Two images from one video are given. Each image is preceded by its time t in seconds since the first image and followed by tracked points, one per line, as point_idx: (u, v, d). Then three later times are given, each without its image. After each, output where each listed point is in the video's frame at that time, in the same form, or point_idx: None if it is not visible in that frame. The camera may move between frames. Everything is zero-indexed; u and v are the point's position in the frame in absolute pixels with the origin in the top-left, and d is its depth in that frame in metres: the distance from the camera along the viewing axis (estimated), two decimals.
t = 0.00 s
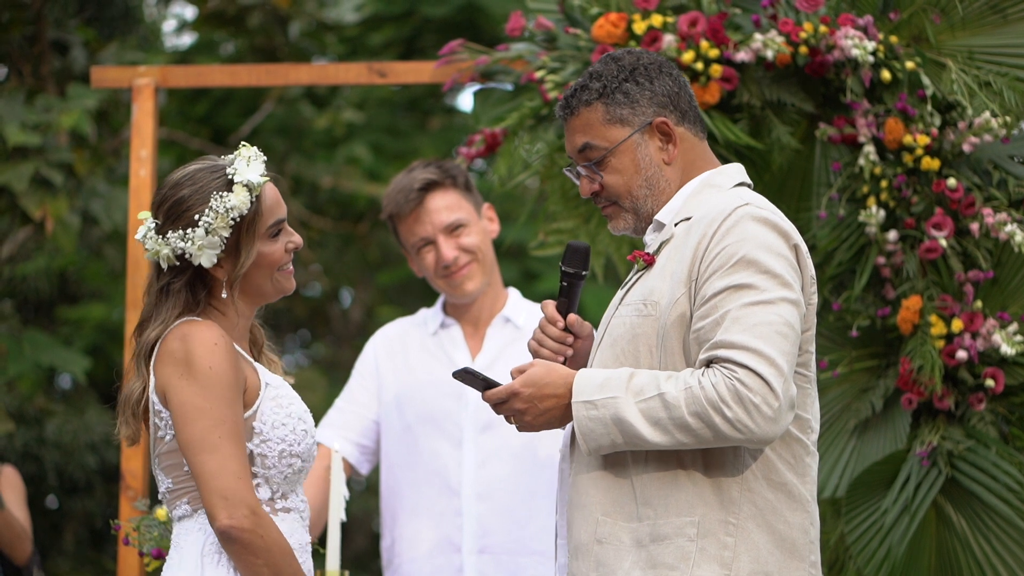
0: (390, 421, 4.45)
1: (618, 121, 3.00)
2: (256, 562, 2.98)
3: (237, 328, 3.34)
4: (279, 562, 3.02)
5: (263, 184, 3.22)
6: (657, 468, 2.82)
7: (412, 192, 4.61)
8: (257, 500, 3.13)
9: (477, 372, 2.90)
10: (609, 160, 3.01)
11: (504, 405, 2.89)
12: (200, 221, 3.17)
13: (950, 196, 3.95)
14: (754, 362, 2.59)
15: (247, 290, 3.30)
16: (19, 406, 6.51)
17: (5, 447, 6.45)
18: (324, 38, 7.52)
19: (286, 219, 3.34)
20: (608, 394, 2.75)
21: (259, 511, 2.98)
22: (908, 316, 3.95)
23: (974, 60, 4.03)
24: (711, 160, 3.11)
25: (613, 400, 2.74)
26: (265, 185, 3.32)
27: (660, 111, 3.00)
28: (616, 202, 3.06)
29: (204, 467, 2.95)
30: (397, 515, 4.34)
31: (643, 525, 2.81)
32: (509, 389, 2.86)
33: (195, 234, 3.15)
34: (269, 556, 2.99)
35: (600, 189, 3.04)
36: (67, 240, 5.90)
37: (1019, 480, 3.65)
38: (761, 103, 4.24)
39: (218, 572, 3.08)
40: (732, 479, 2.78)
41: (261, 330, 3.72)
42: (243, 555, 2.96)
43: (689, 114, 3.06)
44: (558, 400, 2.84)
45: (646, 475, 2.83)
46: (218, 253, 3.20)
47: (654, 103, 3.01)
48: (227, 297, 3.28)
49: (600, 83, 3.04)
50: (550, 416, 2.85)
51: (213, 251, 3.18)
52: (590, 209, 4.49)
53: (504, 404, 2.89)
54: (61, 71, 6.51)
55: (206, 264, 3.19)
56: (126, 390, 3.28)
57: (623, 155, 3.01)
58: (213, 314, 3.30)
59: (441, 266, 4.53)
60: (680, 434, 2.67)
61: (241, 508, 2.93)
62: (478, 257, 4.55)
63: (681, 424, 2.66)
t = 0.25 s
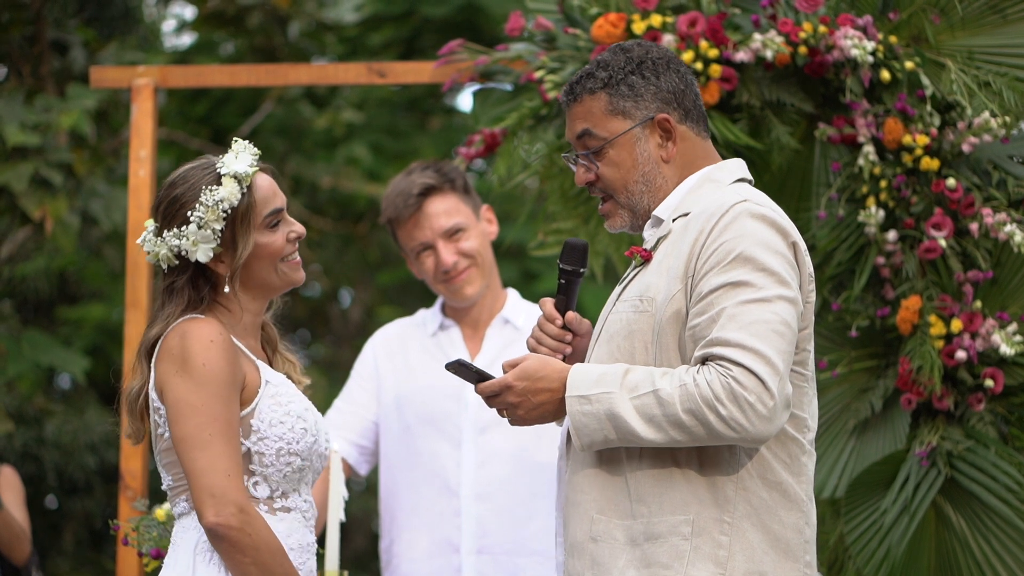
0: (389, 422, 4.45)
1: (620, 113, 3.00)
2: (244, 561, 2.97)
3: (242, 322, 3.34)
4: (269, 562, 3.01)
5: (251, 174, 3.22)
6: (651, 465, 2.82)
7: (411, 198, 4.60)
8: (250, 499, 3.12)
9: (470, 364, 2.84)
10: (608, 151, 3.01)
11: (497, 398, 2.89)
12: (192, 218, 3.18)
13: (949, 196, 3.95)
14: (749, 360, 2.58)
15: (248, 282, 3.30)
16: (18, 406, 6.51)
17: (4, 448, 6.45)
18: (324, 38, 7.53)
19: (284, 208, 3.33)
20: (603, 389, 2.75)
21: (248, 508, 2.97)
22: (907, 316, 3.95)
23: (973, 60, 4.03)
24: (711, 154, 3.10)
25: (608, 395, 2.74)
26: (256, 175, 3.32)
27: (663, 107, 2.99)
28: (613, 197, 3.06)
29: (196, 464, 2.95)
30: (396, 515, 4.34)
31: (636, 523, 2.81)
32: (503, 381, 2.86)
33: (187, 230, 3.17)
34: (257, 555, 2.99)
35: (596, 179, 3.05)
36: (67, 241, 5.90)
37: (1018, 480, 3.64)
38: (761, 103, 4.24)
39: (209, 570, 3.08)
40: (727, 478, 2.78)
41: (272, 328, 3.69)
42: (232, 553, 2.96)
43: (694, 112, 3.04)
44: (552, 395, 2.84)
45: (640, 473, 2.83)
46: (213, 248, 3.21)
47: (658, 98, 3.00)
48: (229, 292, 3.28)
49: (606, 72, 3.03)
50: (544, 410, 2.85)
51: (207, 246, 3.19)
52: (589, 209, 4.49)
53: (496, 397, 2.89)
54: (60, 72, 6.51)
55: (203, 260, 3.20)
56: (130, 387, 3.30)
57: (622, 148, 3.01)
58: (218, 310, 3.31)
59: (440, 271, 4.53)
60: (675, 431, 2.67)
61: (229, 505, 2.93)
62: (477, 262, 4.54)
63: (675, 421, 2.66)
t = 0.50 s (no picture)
0: (388, 421, 4.45)
1: (619, 113, 3.00)
2: (244, 560, 2.98)
3: (244, 319, 3.34)
4: (268, 562, 3.01)
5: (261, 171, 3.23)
6: (649, 463, 2.82)
7: (410, 194, 4.61)
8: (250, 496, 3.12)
9: (465, 354, 2.85)
10: (608, 151, 3.01)
11: (493, 389, 2.88)
12: (199, 211, 3.18)
13: (948, 196, 3.95)
14: (751, 359, 2.59)
15: (251, 280, 3.30)
16: (18, 406, 6.52)
17: (4, 448, 6.45)
18: (324, 38, 7.54)
19: (292, 207, 3.33)
20: (602, 384, 2.75)
21: (248, 507, 2.97)
22: (906, 316, 3.95)
23: (972, 60, 4.03)
24: (711, 152, 3.10)
25: (607, 390, 2.74)
26: (266, 173, 3.33)
27: (662, 105, 3.00)
28: (609, 195, 3.06)
29: (198, 462, 2.95)
30: (394, 515, 4.34)
31: (634, 521, 2.81)
32: (499, 372, 2.86)
33: (195, 224, 3.17)
34: (258, 554, 2.99)
35: (596, 178, 3.05)
36: (66, 240, 5.90)
37: (1017, 480, 3.65)
38: (760, 103, 4.24)
39: (208, 569, 3.09)
40: (725, 477, 2.78)
41: (273, 324, 3.70)
42: (232, 552, 2.96)
43: (693, 109, 3.05)
44: (548, 387, 2.84)
45: (637, 471, 2.83)
46: (219, 243, 3.21)
47: (657, 96, 3.00)
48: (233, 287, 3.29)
49: (605, 72, 3.03)
50: (541, 403, 2.85)
51: (214, 240, 3.19)
52: (589, 209, 4.50)
53: (493, 387, 2.88)
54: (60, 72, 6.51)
55: (209, 254, 3.20)
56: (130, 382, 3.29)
57: (622, 148, 3.00)
58: (221, 306, 3.30)
59: (438, 268, 4.53)
60: (673, 429, 2.67)
61: (230, 504, 2.93)
62: (475, 259, 4.55)
63: (674, 418, 2.66)
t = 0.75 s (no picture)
0: (389, 422, 4.45)
1: (622, 107, 3.00)
2: (246, 566, 2.97)
3: (240, 323, 3.34)
4: (270, 565, 3.02)
5: (262, 177, 3.23)
6: (650, 464, 2.82)
7: (411, 193, 4.61)
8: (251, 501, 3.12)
9: (466, 355, 2.85)
10: (608, 145, 3.01)
11: (493, 390, 2.88)
12: (199, 217, 3.18)
13: (949, 196, 3.95)
14: (754, 358, 2.59)
15: (247, 285, 3.30)
16: (19, 405, 6.52)
17: (5, 447, 6.46)
18: (324, 37, 7.54)
19: (289, 213, 3.34)
20: (604, 384, 2.75)
21: (252, 513, 2.98)
22: (907, 316, 3.95)
23: (973, 60, 4.03)
24: (711, 152, 3.10)
25: (609, 390, 2.74)
26: (266, 177, 3.32)
27: (665, 103, 2.99)
28: (609, 190, 3.07)
29: (199, 468, 2.94)
30: (396, 515, 4.35)
31: (634, 521, 2.81)
32: (500, 374, 2.86)
33: (194, 229, 3.17)
34: (259, 558, 2.99)
35: (594, 173, 3.06)
36: (67, 240, 5.90)
37: (1018, 479, 3.65)
38: (761, 103, 4.24)
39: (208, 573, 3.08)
40: (726, 477, 2.78)
41: (265, 327, 3.73)
42: (235, 558, 2.96)
43: (695, 109, 3.05)
44: (549, 389, 2.84)
45: (638, 471, 2.83)
46: (218, 249, 3.21)
47: (661, 94, 3.00)
48: (230, 292, 3.28)
49: (610, 65, 3.03)
50: (541, 404, 2.85)
51: (212, 246, 3.19)
52: (589, 209, 4.50)
53: (493, 389, 2.88)
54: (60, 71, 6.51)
55: (207, 259, 3.20)
56: (127, 385, 3.29)
57: (622, 142, 3.01)
58: (216, 311, 3.30)
59: (439, 268, 4.53)
60: (676, 429, 2.67)
61: (235, 509, 2.94)
62: (476, 259, 4.55)
63: (677, 418, 2.66)
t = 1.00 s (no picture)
0: (390, 420, 4.45)
1: (616, 114, 3.00)
2: (255, 566, 3.00)
3: (237, 323, 3.34)
4: (279, 565, 3.04)
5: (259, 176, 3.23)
6: (647, 463, 2.82)
7: (413, 194, 4.61)
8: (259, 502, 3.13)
9: (465, 356, 2.86)
10: (608, 153, 3.01)
11: (491, 390, 2.88)
12: (198, 217, 3.17)
13: (950, 196, 3.95)
14: (745, 357, 2.59)
15: (245, 284, 3.31)
16: (19, 405, 6.52)
17: (6, 447, 6.46)
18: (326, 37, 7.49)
19: (282, 209, 3.35)
20: (598, 384, 2.76)
21: (262, 514, 2.99)
22: (908, 315, 3.95)
23: (974, 59, 4.03)
24: (710, 153, 3.11)
25: (603, 390, 2.74)
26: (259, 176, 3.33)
27: (659, 105, 3.00)
28: (612, 195, 3.05)
29: (211, 468, 2.95)
30: (396, 515, 4.35)
31: (631, 521, 2.81)
32: (497, 373, 2.86)
33: (193, 229, 3.16)
34: (269, 559, 3.01)
35: (597, 181, 3.04)
36: (67, 240, 5.90)
37: (1019, 479, 3.65)
38: (761, 102, 4.23)
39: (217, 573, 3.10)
40: (722, 476, 2.78)
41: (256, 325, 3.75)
42: (246, 559, 2.97)
43: (689, 109, 3.05)
44: (546, 388, 2.84)
45: (635, 471, 2.83)
46: (217, 248, 3.21)
47: (654, 97, 3.01)
48: (228, 291, 3.29)
49: (600, 75, 3.03)
50: (538, 404, 2.85)
51: (212, 246, 3.18)
52: (590, 208, 4.50)
53: (490, 389, 2.88)
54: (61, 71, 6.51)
55: (206, 259, 3.20)
56: (126, 386, 3.26)
57: (621, 149, 3.00)
58: (213, 310, 3.30)
59: (441, 268, 4.53)
60: (668, 427, 2.67)
61: (245, 511, 2.94)
62: (477, 259, 4.55)
63: (669, 417, 2.66)
